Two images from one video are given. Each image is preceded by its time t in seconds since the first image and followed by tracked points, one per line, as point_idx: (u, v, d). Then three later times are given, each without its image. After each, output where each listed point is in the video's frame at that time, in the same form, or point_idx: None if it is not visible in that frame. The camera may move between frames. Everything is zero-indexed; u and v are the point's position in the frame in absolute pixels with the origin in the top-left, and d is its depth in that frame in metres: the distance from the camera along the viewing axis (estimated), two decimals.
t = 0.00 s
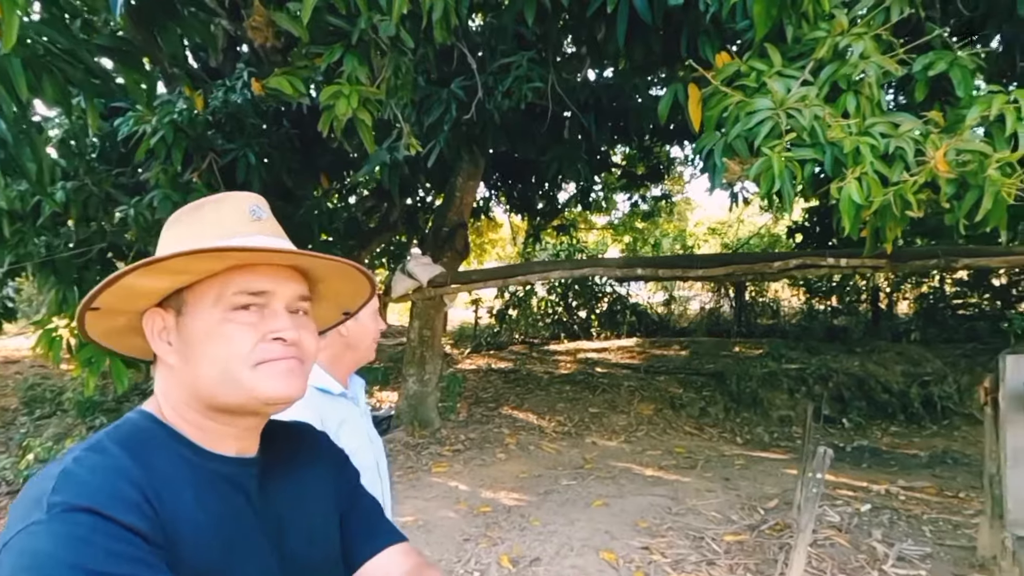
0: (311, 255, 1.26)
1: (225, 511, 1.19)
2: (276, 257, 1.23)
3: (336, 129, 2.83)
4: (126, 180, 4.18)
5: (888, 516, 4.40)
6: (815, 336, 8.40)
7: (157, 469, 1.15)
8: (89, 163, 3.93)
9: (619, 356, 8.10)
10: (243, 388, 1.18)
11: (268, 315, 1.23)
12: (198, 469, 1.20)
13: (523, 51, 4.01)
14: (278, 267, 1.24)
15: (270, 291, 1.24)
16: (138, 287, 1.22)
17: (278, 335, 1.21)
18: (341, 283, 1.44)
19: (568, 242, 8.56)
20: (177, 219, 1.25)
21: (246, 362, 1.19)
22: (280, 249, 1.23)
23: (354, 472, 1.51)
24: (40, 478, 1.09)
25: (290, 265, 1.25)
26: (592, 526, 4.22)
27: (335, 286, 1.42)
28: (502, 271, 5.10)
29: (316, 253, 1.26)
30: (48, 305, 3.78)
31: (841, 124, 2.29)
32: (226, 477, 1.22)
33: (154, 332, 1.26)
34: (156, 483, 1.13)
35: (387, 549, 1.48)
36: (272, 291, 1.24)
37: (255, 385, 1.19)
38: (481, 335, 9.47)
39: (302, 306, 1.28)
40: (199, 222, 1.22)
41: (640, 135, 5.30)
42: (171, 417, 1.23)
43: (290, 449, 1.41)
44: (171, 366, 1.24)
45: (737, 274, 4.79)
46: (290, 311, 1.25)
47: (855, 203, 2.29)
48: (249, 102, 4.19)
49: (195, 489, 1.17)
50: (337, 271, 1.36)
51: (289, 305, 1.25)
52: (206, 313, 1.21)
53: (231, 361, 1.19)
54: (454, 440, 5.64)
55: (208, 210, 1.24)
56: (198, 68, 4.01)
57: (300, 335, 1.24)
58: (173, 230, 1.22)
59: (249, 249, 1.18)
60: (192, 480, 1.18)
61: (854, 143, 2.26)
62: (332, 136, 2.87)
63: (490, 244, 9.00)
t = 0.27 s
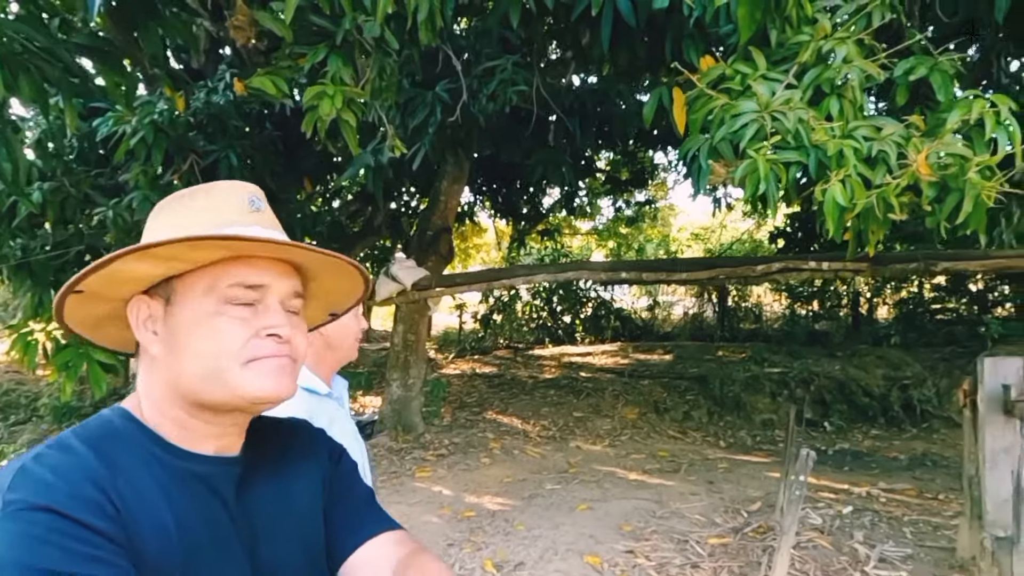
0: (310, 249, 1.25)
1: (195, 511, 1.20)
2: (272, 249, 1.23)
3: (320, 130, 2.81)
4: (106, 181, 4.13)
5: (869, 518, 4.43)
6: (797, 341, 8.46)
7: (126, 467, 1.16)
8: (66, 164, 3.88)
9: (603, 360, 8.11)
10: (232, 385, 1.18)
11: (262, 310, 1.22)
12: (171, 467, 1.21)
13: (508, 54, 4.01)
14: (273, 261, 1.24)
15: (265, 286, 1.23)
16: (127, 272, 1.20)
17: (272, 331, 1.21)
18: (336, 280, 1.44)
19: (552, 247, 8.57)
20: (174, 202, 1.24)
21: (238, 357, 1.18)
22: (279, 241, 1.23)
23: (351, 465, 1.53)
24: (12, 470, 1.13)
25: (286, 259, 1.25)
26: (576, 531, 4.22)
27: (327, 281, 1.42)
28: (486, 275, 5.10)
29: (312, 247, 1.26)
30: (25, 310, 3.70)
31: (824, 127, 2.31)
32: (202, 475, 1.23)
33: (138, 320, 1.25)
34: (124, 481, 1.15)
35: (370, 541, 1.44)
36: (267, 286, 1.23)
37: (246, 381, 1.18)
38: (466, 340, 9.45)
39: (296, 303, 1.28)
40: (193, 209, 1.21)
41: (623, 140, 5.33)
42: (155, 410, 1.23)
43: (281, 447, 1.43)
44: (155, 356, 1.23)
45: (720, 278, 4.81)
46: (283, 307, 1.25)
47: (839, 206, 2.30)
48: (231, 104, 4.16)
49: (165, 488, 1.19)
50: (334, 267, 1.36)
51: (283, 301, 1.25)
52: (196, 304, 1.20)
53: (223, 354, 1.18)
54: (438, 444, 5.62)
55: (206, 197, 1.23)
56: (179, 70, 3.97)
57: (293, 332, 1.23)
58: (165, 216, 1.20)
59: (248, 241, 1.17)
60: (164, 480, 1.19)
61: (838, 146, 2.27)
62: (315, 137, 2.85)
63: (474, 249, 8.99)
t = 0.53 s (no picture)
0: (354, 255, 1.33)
1: (180, 504, 1.18)
2: (320, 251, 1.28)
3: (308, 130, 2.78)
4: (86, 183, 4.07)
5: (855, 523, 4.44)
6: (781, 348, 8.49)
7: (109, 461, 1.13)
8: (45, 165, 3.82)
9: (590, 368, 8.10)
10: (272, 384, 1.20)
11: (300, 311, 1.26)
12: (155, 461, 1.18)
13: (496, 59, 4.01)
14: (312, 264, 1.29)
15: (309, 286, 1.28)
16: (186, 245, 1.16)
17: (311, 335, 1.25)
18: (337, 286, 1.49)
19: (538, 255, 8.56)
20: (220, 177, 1.21)
21: (282, 356, 1.21)
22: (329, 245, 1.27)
23: (343, 461, 1.53)
24: None
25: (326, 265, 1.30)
26: (564, 538, 4.18)
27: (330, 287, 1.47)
28: (473, 281, 5.08)
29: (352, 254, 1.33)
30: None
31: (816, 129, 2.33)
32: (188, 469, 1.21)
33: (165, 295, 1.21)
34: (100, 473, 1.11)
35: (376, 534, 1.46)
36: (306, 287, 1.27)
37: (288, 381, 1.21)
38: (450, 348, 9.40)
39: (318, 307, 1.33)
40: (252, 193, 1.21)
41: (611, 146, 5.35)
42: (179, 395, 1.21)
43: (270, 444, 1.42)
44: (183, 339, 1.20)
45: (707, 283, 4.82)
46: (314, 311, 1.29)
47: (832, 208, 2.31)
48: (216, 106, 4.12)
49: (145, 478, 1.16)
50: (354, 275, 1.43)
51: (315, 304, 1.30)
52: (245, 292, 1.21)
53: (269, 350, 1.20)
54: (423, 452, 5.58)
55: (260, 182, 1.22)
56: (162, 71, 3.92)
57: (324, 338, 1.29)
58: (235, 193, 1.19)
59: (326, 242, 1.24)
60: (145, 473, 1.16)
61: (830, 148, 2.29)
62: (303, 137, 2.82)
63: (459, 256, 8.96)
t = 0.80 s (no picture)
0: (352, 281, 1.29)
1: (131, 523, 1.08)
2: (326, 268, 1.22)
3: (282, 126, 2.72)
4: (51, 181, 3.95)
5: (833, 526, 4.44)
6: (758, 352, 8.53)
7: (50, 476, 1.02)
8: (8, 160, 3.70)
9: (568, 372, 8.07)
10: (267, 407, 1.14)
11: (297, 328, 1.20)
12: (103, 474, 1.07)
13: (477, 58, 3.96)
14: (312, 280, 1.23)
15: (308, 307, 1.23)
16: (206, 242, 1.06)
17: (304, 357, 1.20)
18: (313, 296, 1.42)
19: (517, 258, 8.51)
20: (233, 169, 1.09)
21: (279, 378, 1.15)
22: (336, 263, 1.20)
23: (316, 474, 1.40)
24: None
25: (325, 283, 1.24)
26: (543, 543, 4.14)
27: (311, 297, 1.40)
28: (452, 283, 5.03)
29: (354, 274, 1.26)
30: None
31: (802, 130, 2.31)
32: (141, 482, 1.10)
33: (162, 291, 1.11)
34: (41, 491, 1.00)
35: (358, 556, 1.33)
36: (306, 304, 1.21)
37: (280, 406, 1.16)
38: (428, 352, 9.32)
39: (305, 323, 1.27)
40: (267, 194, 1.10)
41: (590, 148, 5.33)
42: (165, 405, 1.11)
43: (236, 458, 1.30)
44: (175, 344, 1.11)
45: (687, 286, 4.81)
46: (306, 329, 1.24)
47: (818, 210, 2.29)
48: (188, 103, 4.02)
49: (92, 494, 1.05)
50: (339, 297, 1.38)
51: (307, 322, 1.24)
52: (253, 304, 1.13)
53: (268, 369, 1.13)
54: (400, 457, 5.50)
55: (274, 181, 1.11)
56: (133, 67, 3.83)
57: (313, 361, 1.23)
58: (261, 194, 1.09)
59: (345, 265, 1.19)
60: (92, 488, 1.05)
61: (816, 149, 2.28)
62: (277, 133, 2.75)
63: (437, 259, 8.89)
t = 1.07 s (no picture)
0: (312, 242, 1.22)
1: (82, 503, 1.04)
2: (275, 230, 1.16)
3: (251, 118, 2.73)
4: (14, 174, 3.88)
5: (801, 521, 4.50)
6: (730, 351, 8.61)
7: None
8: None
9: (543, 371, 8.09)
10: (206, 375, 1.07)
11: (246, 295, 1.13)
12: (53, 455, 1.04)
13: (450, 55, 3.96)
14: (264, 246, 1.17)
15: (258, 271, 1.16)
16: (130, 200, 1.02)
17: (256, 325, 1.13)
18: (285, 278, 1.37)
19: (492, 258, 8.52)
20: (174, 133, 1.05)
21: (223, 344, 1.08)
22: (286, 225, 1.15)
23: (276, 464, 1.40)
24: None
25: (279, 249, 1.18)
26: (516, 541, 4.15)
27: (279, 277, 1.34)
28: (425, 281, 5.02)
29: (311, 238, 1.21)
30: None
31: (769, 126, 2.35)
32: (94, 463, 1.07)
33: (92, 260, 1.06)
34: None
35: (315, 546, 1.33)
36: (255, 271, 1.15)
37: (227, 375, 1.09)
38: (403, 352, 9.29)
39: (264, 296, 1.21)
40: (209, 157, 1.06)
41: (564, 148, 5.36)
42: (101, 378, 1.06)
43: (192, 440, 1.29)
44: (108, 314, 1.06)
45: (659, 285, 4.85)
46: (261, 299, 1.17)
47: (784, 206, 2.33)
48: (156, 96, 3.98)
49: (42, 475, 1.02)
50: (305, 270, 1.32)
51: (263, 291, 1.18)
52: (188, 267, 1.08)
53: (209, 335, 1.07)
54: (373, 456, 5.48)
55: (220, 147, 1.07)
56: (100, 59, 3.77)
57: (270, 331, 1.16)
58: (195, 154, 1.04)
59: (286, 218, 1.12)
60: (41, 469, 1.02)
61: (783, 146, 2.31)
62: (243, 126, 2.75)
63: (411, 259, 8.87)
